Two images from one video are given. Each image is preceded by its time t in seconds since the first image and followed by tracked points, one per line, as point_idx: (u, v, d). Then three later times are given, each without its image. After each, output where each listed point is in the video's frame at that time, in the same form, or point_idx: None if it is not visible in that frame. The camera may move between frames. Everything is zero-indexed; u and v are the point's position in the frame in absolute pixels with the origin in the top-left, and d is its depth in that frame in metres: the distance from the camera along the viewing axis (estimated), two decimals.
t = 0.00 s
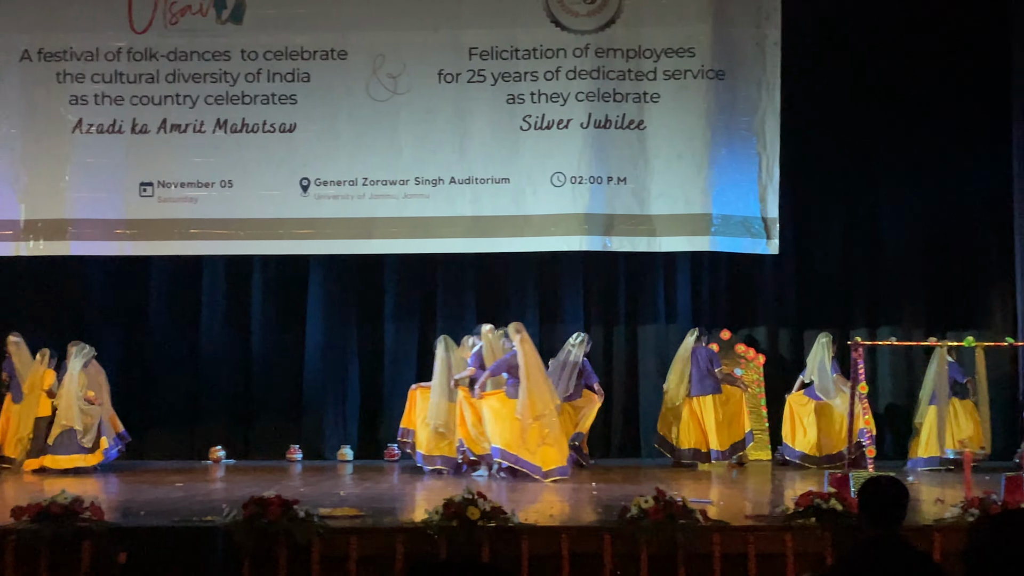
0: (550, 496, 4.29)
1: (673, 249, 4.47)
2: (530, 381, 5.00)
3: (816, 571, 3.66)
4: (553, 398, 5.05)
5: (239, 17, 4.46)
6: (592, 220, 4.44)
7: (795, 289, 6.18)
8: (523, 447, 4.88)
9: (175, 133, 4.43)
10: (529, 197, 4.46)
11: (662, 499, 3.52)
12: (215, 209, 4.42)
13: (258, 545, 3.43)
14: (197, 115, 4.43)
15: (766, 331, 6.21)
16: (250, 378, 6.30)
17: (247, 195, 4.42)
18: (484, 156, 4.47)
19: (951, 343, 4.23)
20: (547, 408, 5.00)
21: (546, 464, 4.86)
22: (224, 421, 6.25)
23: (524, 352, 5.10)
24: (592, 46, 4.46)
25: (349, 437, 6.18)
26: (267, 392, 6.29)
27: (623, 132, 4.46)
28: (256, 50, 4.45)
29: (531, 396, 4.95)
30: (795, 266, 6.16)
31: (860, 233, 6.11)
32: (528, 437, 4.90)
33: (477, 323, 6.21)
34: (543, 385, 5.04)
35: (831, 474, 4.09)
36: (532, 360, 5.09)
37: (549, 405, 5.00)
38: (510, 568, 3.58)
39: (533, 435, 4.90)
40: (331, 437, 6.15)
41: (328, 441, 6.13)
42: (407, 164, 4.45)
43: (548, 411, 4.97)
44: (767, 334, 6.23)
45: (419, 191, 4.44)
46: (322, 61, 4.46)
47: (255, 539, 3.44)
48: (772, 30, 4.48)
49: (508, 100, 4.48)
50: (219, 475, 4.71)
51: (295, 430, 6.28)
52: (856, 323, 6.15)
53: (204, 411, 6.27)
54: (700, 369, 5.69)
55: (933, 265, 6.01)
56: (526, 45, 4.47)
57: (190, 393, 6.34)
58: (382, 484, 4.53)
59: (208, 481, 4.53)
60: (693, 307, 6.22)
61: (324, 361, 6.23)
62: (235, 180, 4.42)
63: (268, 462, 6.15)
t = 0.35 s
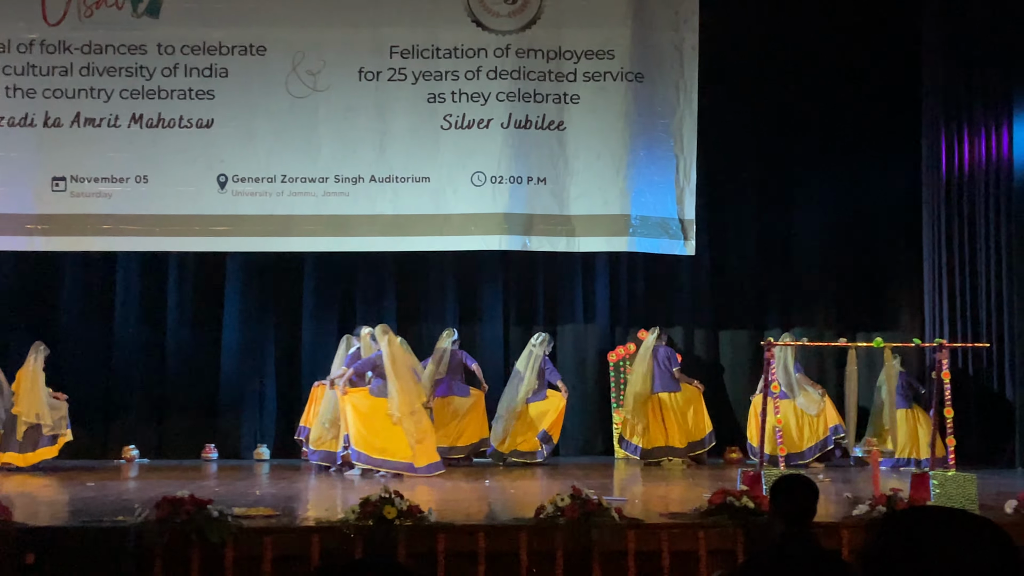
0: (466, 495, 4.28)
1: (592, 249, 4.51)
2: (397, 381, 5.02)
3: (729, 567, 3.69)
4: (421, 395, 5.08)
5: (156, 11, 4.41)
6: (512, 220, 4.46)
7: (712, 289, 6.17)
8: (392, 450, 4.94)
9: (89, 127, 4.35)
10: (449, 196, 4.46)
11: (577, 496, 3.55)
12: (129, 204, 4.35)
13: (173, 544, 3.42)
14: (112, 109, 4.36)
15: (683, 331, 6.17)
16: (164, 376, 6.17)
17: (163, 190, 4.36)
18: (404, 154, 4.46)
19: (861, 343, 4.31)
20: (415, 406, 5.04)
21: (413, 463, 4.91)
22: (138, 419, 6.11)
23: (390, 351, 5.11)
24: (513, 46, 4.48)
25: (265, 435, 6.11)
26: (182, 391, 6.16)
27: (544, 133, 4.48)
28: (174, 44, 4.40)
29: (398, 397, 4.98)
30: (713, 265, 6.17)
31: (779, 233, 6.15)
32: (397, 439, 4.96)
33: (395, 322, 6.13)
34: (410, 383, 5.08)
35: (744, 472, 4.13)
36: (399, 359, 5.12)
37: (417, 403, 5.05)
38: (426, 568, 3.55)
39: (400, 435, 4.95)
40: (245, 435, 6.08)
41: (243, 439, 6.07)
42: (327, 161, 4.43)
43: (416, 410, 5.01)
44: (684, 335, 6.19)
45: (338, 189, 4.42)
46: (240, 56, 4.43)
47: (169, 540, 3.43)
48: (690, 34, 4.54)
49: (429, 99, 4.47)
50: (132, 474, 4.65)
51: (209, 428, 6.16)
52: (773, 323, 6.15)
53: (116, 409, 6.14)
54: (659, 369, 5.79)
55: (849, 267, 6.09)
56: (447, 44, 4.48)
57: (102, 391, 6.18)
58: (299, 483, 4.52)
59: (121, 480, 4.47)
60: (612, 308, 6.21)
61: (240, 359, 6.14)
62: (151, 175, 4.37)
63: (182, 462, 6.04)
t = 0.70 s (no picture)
0: (397, 490, 4.25)
1: (525, 244, 4.50)
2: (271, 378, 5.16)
3: (659, 561, 3.66)
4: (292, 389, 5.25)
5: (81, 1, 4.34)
6: (444, 215, 4.44)
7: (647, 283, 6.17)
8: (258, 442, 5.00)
9: (13, 118, 4.30)
10: (381, 190, 4.43)
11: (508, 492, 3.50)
12: (54, 197, 4.29)
13: (97, 544, 3.31)
14: (36, 101, 4.30)
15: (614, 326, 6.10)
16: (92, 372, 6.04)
17: (88, 184, 4.30)
18: (335, 148, 4.42)
19: (788, 338, 4.37)
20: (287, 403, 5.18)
21: (282, 457, 4.98)
22: (63, 415, 5.98)
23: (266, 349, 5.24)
24: (445, 40, 4.47)
25: (194, 431, 6.02)
26: (109, 386, 6.06)
27: (476, 127, 4.48)
28: (99, 35, 4.33)
29: (270, 389, 5.11)
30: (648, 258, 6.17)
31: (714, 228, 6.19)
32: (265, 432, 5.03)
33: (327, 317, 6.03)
34: (283, 379, 5.23)
35: (674, 466, 4.16)
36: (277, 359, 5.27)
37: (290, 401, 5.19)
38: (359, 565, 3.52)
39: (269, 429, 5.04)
40: (174, 431, 5.98)
41: (172, 435, 5.96)
42: (257, 154, 4.38)
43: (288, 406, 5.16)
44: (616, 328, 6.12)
45: (268, 183, 4.38)
46: (168, 48, 4.37)
47: (92, 539, 3.32)
48: (621, 30, 4.59)
49: (361, 92, 4.44)
50: (58, 471, 4.59)
51: (137, 423, 6.06)
52: (710, 318, 6.16)
53: (40, 405, 6.01)
54: (633, 361, 5.74)
55: (782, 261, 6.15)
56: (379, 38, 4.45)
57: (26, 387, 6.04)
58: (228, 479, 4.49)
59: (46, 477, 4.41)
60: (544, 303, 6.15)
61: (169, 354, 6.05)
62: (76, 168, 4.30)
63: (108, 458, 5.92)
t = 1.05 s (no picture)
0: (339, 487, 4.21)
1: (468, 238, 4.48)
2: (158, 376, 5.00)
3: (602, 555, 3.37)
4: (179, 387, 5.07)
5: None
6: (386, 209, 4.42)
7: (593, 277, 6.15)
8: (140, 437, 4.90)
9: None
10: (322, 184, 4.39)
11: (451, 484, 3.20)
12: None
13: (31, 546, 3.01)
14: None
15: (558, 320, 6.08)
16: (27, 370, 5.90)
17: (22, 177, 4.23)
18: (276, 141, 4.38)
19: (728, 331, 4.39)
20: (171, 399, 5.03)
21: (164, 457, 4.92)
22: None
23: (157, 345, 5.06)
24: (387, 33, 4.45)
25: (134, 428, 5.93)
26: (46, 383, 5.96)
27: (418, 121, 4.46)
28: (34, 26, 4.26)
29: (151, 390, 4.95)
30: (593, 252, 6.15)
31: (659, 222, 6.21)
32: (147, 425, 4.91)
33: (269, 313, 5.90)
34: (169, 377, 5.04)
35: (616, 459, 4.15)
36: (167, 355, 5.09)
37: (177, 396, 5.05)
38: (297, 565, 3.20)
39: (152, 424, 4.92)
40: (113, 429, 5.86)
41: (110, 433, 5.86)
42: (196, 148, 4.33)
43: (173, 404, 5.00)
44: (560, 323, 6.10)
45: (207, 176, 4.33)
46: (104, 39, 4.32)
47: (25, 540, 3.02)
48: (564, 24, 4.59)
49: (302, 85, 4.40)
50: None
51: (75, 421, 5.96)
52: (657, 313, 6.15)
53: None
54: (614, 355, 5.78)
55: (726, 255, 6.19)
56: (320, 30, 4.42)
57: None
58: (168, 477, 4.45)
59: None
60: (489, 298, 6.09)
61: (107, 350, 5.95)
62: (11, 161, 4.23)
63: (45, 457, 5.81)
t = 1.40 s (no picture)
0: (292, 483, 4.18)
1: (420, 232, 4.47)
2: (61, 370, 4.99)
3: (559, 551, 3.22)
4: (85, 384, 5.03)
5: None
6: (339, 204, 4.39)
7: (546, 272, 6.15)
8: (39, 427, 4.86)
9: None
10: (273, 178, 4.36)
11: (402, 478, 3.05)
12: None
13: None
14: None
15: (512, 315, 6.08)
16: None
17: None
18: (226, 135, 4.35)
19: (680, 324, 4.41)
20: (76, 394, 4.99)
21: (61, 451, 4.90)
22: None
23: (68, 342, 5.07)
24: (338, 27, 4.43)
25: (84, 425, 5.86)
26: None
27: (370, 114, 4.44)
28: None
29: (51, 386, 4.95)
30: (546, 247, 6.15)
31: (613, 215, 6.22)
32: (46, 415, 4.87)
33: (219, 309, 5.84)
34: (74, 374, 5.01)
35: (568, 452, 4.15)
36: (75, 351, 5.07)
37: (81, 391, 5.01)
38: (247, 563, 3.01)
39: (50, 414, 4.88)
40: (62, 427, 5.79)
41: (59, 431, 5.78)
42: (144, 142, 4.29)
43: (74, 397, 4.96)
44: (513, 318, 6.10)
45: (156, 170, 4.29)
46: (51, 32, 4.26)
47: None
48: (516, 19, 4.61)
49: (252, 78, 4.37)
50: None
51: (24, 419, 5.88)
52: (610, 307, 6.17)
53: None
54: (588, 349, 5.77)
55: (679, 249, 6.23)
56: (270, 23, 4.38)
57: None
58: (118, 475, 4.40)
59: None
60: (442, 293, 6.07)
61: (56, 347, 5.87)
62: None
63: None
